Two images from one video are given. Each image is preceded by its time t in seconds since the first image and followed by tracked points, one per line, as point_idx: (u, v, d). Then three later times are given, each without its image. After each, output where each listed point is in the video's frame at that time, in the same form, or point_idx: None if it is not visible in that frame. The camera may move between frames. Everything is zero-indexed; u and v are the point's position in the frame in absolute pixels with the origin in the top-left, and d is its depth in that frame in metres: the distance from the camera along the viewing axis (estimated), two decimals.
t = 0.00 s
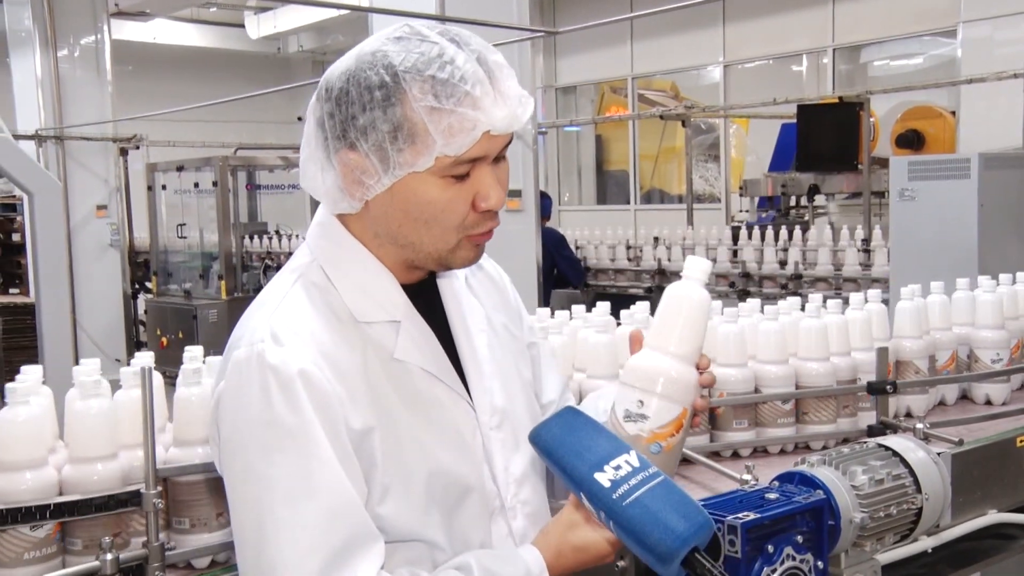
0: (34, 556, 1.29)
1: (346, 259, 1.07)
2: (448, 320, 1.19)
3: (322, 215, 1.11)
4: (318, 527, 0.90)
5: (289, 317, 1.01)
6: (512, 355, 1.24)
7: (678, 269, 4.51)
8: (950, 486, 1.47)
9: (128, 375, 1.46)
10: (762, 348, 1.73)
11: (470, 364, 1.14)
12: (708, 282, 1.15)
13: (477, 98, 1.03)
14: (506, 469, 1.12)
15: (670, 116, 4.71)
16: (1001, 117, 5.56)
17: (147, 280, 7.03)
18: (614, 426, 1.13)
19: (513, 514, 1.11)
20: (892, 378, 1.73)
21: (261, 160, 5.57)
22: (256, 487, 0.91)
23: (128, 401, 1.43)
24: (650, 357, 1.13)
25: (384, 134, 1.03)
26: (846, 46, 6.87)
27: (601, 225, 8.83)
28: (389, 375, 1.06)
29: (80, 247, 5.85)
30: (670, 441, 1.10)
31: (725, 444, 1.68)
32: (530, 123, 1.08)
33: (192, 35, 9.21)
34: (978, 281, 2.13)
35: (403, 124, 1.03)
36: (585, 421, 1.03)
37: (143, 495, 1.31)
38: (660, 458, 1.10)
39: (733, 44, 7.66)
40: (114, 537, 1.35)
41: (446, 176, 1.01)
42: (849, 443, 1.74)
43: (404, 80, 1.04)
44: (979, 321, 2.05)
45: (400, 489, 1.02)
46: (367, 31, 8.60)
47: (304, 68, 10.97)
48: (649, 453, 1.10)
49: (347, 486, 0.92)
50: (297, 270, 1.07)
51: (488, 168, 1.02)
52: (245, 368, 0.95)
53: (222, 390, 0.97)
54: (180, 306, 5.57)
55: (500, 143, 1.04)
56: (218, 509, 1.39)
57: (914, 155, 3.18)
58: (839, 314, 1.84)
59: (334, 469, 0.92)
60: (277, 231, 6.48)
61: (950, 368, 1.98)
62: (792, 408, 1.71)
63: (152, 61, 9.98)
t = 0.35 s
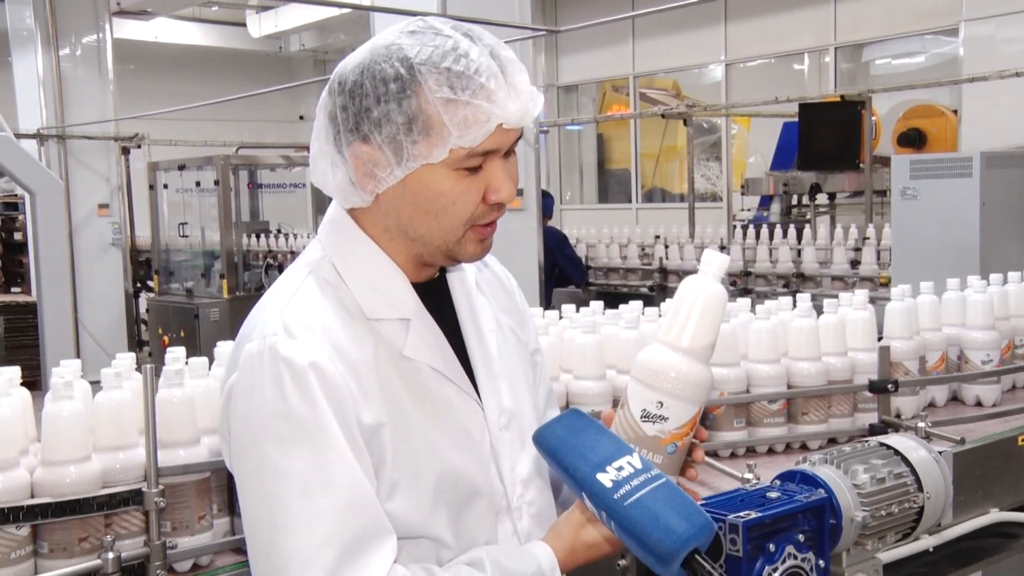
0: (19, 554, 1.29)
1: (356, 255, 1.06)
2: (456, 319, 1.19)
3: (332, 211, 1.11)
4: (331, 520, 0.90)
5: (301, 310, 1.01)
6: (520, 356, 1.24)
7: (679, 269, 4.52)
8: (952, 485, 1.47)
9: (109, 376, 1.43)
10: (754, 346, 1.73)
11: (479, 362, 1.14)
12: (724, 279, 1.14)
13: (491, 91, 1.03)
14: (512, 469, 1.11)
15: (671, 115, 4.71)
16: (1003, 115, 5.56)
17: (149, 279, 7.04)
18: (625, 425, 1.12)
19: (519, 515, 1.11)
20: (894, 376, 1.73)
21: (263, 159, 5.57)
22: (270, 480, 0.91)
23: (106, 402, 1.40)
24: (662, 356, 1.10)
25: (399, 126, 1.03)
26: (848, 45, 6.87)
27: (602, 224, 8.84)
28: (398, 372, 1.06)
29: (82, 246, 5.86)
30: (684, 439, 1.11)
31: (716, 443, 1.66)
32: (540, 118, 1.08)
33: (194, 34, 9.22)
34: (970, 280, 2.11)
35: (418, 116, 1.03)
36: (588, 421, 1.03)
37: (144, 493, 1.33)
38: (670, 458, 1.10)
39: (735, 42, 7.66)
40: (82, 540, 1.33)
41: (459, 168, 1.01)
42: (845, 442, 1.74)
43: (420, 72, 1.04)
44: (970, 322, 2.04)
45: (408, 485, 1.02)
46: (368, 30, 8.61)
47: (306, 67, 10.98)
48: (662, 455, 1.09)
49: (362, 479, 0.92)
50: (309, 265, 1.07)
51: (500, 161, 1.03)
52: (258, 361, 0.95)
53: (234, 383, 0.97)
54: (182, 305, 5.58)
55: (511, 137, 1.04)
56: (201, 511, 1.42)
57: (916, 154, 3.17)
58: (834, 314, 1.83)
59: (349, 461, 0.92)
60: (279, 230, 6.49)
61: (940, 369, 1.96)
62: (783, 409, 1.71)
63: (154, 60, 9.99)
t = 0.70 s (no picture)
0: None
1: (355, 252, 1.06)
2: (455, 317, 1.19)
3: (329, 213, 1.11)
4: (332, 517, 0.90)
5: (301, 308, 1.01)
6: (520, 355, 1.24)
7: (676, 268, 4.52)
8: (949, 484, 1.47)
9: (94, 378, 1.44)
10: (742, 346, 1.72)
11: (477, 359, 1.14)
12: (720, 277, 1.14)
13: (484, 85, 1.03)
14: (512, 469, 1.11)
15: (669, 115, 4.71)
16: (1000, 115, 5.56)
17: (146, 279, 7.03)
18: (623, 417, 1.13)
19: (519, 514, 1.11)
20: (891, 376, 1.73)
21: (261, 159, 5.57)
22: (269, 477, 0.91)
23: (88, 405, 1.40)
24: (664, 349, 1.11)
25: (395, 125, 1.03)
26: (845, 45, 6.87)
27: (600, 224, 8.84)
28: (399, 369, 1.05)
29: (79, 246, 5.85)
30: (682, 430, 1.09)
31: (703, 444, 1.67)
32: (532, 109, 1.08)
33: (192, 33, 9.21)
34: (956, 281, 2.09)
35: (413, 113, 1.03)
36: (593, 421, 1.03)
37: (142, 493, 1.33)
38: (665, 447, 1.08)
39: (733, 42, 7.66)
40: (53, 544, 1.34)
41: (456, 163, 1.01)
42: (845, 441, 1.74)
43: (413, 69, 1.04)
44: (955, 323, 2.02)
45: (407, 482, 1.02)
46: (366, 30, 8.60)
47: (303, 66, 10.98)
48: (654, 441, 1.08)
49: (363, 474, 0.92)
50: (307, 264, 1.07)
51: (496, 154, 1.03)
52: (257, 358, 0.95)
53: (232, 381, 0.97)
54: (179, 305, 5.57)
55: (505, 129, 1.04)
56: (180, 515, 1.43)
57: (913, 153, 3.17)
58: (830, 314, 1.83)
59: (350, 456, 0.92)
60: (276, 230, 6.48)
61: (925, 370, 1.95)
62: (771, 408, 1.71)
63: (151, 60, 9.97)
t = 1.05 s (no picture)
0: None
1: (343, 253, 1.06)
2: (447, 316, 1.18)
3: (316, 215, 1.10)
4: (297, 524, 0.89)
5: (286, 310, 1.00)
6: (514, 351, 1.24)
7: (668, 268, 4.52)
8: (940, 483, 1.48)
9: (82, 378, 1.42)
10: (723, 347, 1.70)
11: (470, 357, 1.14)
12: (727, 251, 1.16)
13: (469, 84, 1.03)
14: (506, 465, 1.11)
15: (662, 114, 4.71)
16: (992, 115, 5.59)
17: (138, 279, 7.01)
18: (648, 392, 1.12)
19: (512, 512, 1.10)
20: (884, 375, 1.74)
21: (253, 158, 5.55)
22: (244, 481, 0.91)
23: (77, 405, 1.39)
24: (686, 321, 1.12)
25: (382, 126, 1.03)
26: (837, 45, 6.89)
27: (593, 223, 8.84)
28: (388, 369, 1.05)
29: (71, 246, 5.83)
30: (710, 398, 1.09)
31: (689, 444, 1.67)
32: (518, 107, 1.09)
33: (184, 32, 9.18)
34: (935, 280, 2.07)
35: (399, 115, 1.03)
36: (589, 422, 1.02)
37: (134, 494, 1.33)
38: (699, 415, 1.08)
39: (725, 42, 7.67)
40: (33, 547, 1.33)
41: (445, 164, 1.01)
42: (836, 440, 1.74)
43: (398, 70, 1.04)
44: (935, 324, 2.00)
45: (397, 480, 1.01)
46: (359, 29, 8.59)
47: (296, 66, 10.96)
48: (688, 410, 1.07)
49: (329, 483, 0.91)
50: (294, 263, 1.06)
51: (483, 154, 1.03)
52: (239, 361, 0.95)
53: (215, 383, 0.97)
54: (171, 305, 5.55)
55: (491, 128, 1.04)
56: (167, 517, 1.43)
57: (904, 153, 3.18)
58: (812, 313, 1.81)
59: (318, 465, 0.92)
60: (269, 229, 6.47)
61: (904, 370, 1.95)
62: (748, 409, 1.70)
63: (144, 59, 9.94)
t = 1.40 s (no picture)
0: None
1: (327, 256, 1.05)
2: (432, 319, 1.18)
3: (301, 216, 1.10)
4: (273, 531, 0.89)
5: (266, 315, 1.00)
6: (500, 352, 1.23)
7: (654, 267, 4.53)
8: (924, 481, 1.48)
9: (66, 379, 1.41)
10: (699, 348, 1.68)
11: (454, 359, 1.13)
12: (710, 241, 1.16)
13: (459, 85, 1.03)
14: (492, 466, 1.10)
15: (649, 114, 4.71)
16: (975, 115, 5.62)
17: (123, 278, 6.97)
18: (642, 388, 1.11)
19: (499, 514, 1.10)
20: (868, 374, 1.76)
21: (239, 158, 5.53)
22: (222, 489, 0.91)
23: (60, 405, 1.38)
24: (675, 316, 1.12)
25: (370, 127, 1.03)
26: (822, 45, 6.92)
27: (580, 223, 8.85)
28: (370, 374, 1.04)
29: (55, 246, 5.78)
30: (705, 391, 1.09)
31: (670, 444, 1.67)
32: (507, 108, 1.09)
33: (169, 31, 9.12)
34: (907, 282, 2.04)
35: (389, 116, 1.02)
36: (576, 428, 1.02)
37: (118, 494, 1.33)
38: (697, 410, 1.08)
39: (711, 42, 7.69)
40: (14, 548, 1.32)
41: (432, 165, 1.01)
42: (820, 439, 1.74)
43: (387, 71, 1.04)
44: (908, 324, 1.97)
45: (381, 485, 1.01)
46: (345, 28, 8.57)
47: (282, 65, 10.92)
48: (686, 406, 1.08)
49: (304, 491, 0.91)
50: (278, 267, 1.06)
51: (471, 155, 1.02)
52: (218, 368, 0.95)
53: (195, 389, 0.97)
54: (156, 305, 5.51)
55: (479, 129, 1.04)
56: (151, 517, 1.42)
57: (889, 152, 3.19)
58: (790, 314, 1.80)
59: (294, 472, 0.91)
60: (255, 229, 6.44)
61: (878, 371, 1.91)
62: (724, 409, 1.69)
63: (128, 58, 9.88)
